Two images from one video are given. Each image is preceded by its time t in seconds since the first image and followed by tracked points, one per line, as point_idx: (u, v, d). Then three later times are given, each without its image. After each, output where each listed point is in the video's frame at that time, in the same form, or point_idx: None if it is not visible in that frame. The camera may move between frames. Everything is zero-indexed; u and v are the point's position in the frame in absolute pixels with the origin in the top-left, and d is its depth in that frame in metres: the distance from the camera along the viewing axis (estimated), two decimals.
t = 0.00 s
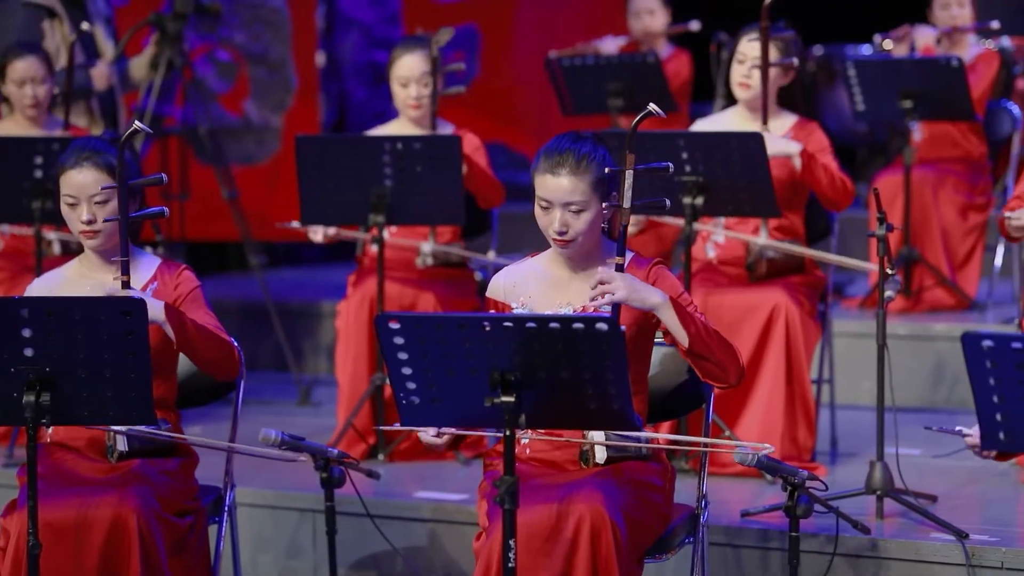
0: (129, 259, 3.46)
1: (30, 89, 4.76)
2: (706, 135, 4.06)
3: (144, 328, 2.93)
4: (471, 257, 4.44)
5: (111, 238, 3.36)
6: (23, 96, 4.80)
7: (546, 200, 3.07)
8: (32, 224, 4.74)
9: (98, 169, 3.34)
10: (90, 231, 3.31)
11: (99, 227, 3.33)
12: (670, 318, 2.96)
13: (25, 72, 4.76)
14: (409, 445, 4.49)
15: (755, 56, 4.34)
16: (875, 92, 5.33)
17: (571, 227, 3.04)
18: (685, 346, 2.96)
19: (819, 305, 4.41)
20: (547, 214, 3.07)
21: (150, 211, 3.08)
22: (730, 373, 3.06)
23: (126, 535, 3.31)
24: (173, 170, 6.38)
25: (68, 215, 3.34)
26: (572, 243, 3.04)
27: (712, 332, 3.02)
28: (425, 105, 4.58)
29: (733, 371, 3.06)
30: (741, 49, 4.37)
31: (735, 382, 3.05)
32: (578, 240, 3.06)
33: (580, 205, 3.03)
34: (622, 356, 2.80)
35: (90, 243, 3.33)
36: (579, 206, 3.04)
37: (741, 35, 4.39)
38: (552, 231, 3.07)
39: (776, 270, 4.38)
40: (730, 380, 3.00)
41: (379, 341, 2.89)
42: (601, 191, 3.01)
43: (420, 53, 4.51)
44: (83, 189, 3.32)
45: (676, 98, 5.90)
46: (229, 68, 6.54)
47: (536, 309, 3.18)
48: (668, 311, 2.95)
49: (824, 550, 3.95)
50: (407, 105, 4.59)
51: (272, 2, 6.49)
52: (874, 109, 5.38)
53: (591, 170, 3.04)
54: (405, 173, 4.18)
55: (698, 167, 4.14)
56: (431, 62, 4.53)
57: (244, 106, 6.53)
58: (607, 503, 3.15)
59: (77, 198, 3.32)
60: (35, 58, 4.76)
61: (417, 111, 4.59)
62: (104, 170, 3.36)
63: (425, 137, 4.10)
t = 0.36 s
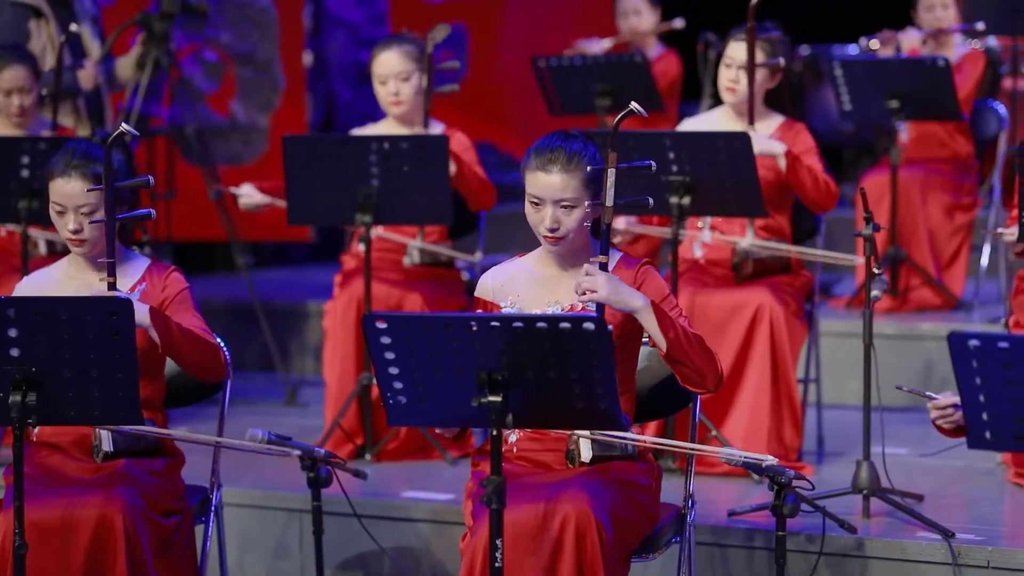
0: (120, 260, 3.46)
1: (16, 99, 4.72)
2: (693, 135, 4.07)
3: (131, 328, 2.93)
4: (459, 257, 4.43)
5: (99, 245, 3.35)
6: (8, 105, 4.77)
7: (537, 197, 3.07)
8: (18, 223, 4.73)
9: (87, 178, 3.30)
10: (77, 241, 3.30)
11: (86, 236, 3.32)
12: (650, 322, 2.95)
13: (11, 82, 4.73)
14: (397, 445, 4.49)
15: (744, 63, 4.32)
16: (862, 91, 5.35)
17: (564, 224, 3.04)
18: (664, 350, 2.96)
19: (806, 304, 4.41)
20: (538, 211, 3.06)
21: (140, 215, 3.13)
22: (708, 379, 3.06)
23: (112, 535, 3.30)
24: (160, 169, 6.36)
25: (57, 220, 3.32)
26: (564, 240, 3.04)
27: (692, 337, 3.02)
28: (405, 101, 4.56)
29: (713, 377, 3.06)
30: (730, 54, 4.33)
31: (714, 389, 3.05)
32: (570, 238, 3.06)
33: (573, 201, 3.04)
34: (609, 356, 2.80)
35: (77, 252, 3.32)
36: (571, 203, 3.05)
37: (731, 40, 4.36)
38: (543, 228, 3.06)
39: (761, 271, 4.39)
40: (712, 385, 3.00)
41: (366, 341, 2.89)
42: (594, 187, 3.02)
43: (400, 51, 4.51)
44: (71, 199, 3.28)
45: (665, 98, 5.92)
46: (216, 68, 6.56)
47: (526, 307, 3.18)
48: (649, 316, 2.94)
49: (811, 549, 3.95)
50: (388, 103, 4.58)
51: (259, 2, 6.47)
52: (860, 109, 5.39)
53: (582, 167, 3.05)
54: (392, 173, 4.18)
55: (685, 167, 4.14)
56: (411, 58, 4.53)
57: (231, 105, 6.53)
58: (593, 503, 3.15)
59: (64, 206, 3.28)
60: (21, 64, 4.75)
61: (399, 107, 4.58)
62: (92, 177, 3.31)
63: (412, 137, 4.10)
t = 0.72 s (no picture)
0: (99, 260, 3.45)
1: None
2: (672, 135, 4.07)
3: (110, 326, 2.92)
4: (438, 256, 4.43)
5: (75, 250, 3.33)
6: None
7: (528, 174, 3.15)
8: None
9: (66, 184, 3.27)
10: (52, 244, 3.29)
11: (62, 240, 3.30)
12: (643, 305, 3.00)
13: None
14: (375, 444, 4.48)
15: (715, 54, 4.34)
16: (840, 92, 5.35)
17: (553, 195, 3.10)
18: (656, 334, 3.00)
19: (784, 304, 4.42)
20: (528, 186, 3.14)
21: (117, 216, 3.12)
22: (694, 367, 3.12)
23: (90, 535, 3.29)
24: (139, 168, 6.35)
25: (34, 221, 3.31)
26: (552, 212, 3.10)
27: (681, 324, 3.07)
28: (389, 101, 4.56)
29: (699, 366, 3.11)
30: (699, 46, 4.35)
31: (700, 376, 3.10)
32: (558, 211, 3.11)
33: (562, 174, 3.12)
34: (588, 355, 2.80)
35: (54, 254, 3.31)
36: (561, 177, 3.13)
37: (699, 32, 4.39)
38: (533, 202, 3.13)
39: (742, 269, 4.39)
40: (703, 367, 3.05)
41: (345, 341, 2.89)
42: (581, 160, 3.10)
43: (384, 51, 4.50)
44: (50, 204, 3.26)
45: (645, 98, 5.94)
46: (194, 67, 6.51)
47: (510, 302, 3.21)
48: (640, 297, 2.98)
49: (789, 547, 3.96)
50: (370, 103, 4.58)
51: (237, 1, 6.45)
52: (838, 108, 5.41)
53: (572, 145, 3.15)
54: (371, 173, 4.17)
55: (664, 166, 4.14)
56: (395, 58, 4.51)
57: (210, 105, 6.52)
58: (574, 502, 3.15)
59: (41, 209, 3.27)
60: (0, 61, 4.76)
61: (381, 107, 4.57)
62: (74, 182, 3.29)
63: (391, 137, 4.10)
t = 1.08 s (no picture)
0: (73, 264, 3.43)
1: None
2: (648, 134, 4.08)
3: (84, 328, 2.91)
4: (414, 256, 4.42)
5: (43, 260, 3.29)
6: None
7: (507, 179, 3.16)
8: None
9: (33, 196, 3.22)
10: (18, 254, 3.26)
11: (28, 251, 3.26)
12: (622, 330, 2.99)
13: None
14: (353, 443, 4.48)
15: (691, 58, 4.37)
16: (818, 91, 5.37)
17: (542, 191, 3.12)
18: (638, 356, 3.01)
19: (761, 303, 4.44)
20: (513, 189, 3.14)
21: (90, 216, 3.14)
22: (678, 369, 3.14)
23: (65, 531, 3.28)
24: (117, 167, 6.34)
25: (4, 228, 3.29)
26: (546, 206, 3.11)
27: (660, 336, 3.07)
28: (369, 106, 4.57)
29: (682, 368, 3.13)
30: (676, 50, 4.38)
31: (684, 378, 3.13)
32: (549, 205, 3.13)
33: (542, 171, 3.15)
34: (564, 354, 2.80)
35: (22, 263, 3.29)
36: (541, 174, 3.16)
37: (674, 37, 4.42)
38: (522, 202, 3.13)
39: (715, 269, 4.37)
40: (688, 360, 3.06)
41: (321, 340, 2.89)
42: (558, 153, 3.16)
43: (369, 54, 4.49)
44: (15, 215, 3.22)
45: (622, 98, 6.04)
46: (172, 66, 6.38)
47: (491, 299, 3.20)
48: (618, 323, 2.97)
49: (766, 546, 3.96)
50: (350, 106, 4.58)
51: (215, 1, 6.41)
52: (815, 108, 5.43)
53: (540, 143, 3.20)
54: (348, 172, 4.17)
55: (641, 165, 4.14)
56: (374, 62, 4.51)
57: (187, 104, 6.45)
58: (552, 499, 3.15)
59: (8, 219, 3.24)
60: None
61: (360, 112, 4.58)
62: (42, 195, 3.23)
63: (368, 136, 4.11)
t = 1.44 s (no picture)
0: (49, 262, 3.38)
1: None
2: (626, 133, 4.07)
3: (61, 325, 2.92)
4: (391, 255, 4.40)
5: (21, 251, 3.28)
6: None
7: (481, 179, 3.16)
8: None
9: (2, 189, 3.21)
10: None
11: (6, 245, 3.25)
12: (597, 327, 3.00)
13: None
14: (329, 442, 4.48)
15: (667, 50, 4.37)
16: (795, 92, 5.39)
17: (515, 193, 3.11)
18: (615, 351, 3.02)
19: (738, 302, 4.44)
20: (487, 190, 3.14)
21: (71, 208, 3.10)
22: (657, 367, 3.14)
23: (41, 532, 3.27)
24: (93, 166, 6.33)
25: None
26: (518, 207, 3.11)
27: (637, 332, 3.08)
28: (340, 101, 4.54)
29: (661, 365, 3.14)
30: (652, 44, 4.39)
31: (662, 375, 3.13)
32: (523, 207, 3.13)
33: (516, 171, 3.15)
34: (542, 353, 2.80)
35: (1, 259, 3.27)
36: (515, 174, 3.15)
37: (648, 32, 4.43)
38: (495, 204, 3.13)
39: (692, 268, 4.40)
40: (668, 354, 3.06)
41: (299, 340, 2.89)
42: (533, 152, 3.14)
43: (334, 50, 4.49)
44: None
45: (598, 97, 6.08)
46: (148, 65, 6.44)
47: (469, 300, 3.22)
48: (593, 319, 2.98)
49: (743, 544, 3.96)
50: (322, 101, 4.55)
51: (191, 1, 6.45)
52: (791, 107, 5.45)
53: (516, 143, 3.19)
54: (325, 171, 4.16)
55: (618, 165, 4.14)
56: (345, 58, 4.50)
57: (164, 102, 6.48)
58: (530, 498, 3.15)
59: None
60: None
61: (332, 107, 4.55)
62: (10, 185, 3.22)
63: (345, 135, 4.10)
